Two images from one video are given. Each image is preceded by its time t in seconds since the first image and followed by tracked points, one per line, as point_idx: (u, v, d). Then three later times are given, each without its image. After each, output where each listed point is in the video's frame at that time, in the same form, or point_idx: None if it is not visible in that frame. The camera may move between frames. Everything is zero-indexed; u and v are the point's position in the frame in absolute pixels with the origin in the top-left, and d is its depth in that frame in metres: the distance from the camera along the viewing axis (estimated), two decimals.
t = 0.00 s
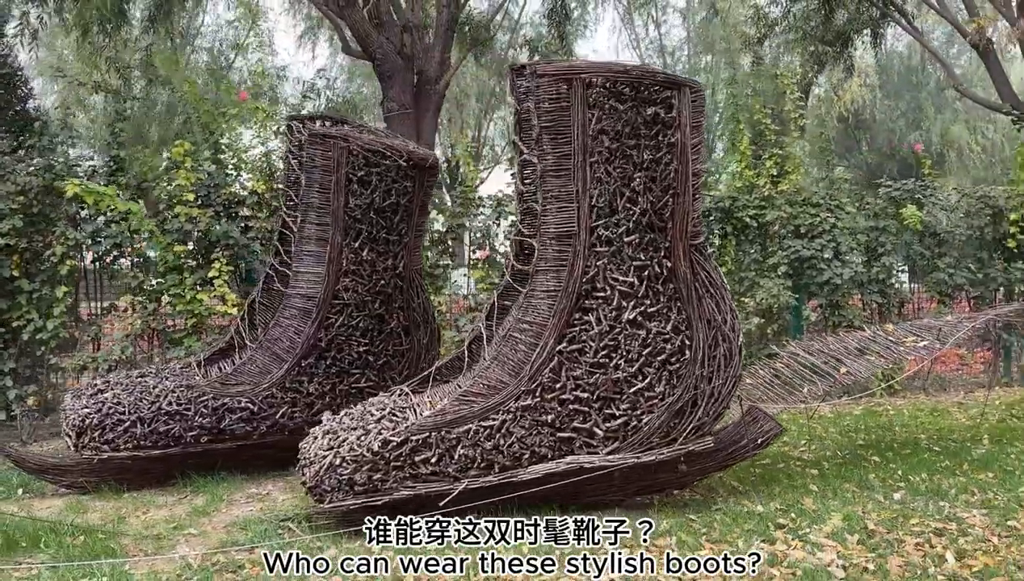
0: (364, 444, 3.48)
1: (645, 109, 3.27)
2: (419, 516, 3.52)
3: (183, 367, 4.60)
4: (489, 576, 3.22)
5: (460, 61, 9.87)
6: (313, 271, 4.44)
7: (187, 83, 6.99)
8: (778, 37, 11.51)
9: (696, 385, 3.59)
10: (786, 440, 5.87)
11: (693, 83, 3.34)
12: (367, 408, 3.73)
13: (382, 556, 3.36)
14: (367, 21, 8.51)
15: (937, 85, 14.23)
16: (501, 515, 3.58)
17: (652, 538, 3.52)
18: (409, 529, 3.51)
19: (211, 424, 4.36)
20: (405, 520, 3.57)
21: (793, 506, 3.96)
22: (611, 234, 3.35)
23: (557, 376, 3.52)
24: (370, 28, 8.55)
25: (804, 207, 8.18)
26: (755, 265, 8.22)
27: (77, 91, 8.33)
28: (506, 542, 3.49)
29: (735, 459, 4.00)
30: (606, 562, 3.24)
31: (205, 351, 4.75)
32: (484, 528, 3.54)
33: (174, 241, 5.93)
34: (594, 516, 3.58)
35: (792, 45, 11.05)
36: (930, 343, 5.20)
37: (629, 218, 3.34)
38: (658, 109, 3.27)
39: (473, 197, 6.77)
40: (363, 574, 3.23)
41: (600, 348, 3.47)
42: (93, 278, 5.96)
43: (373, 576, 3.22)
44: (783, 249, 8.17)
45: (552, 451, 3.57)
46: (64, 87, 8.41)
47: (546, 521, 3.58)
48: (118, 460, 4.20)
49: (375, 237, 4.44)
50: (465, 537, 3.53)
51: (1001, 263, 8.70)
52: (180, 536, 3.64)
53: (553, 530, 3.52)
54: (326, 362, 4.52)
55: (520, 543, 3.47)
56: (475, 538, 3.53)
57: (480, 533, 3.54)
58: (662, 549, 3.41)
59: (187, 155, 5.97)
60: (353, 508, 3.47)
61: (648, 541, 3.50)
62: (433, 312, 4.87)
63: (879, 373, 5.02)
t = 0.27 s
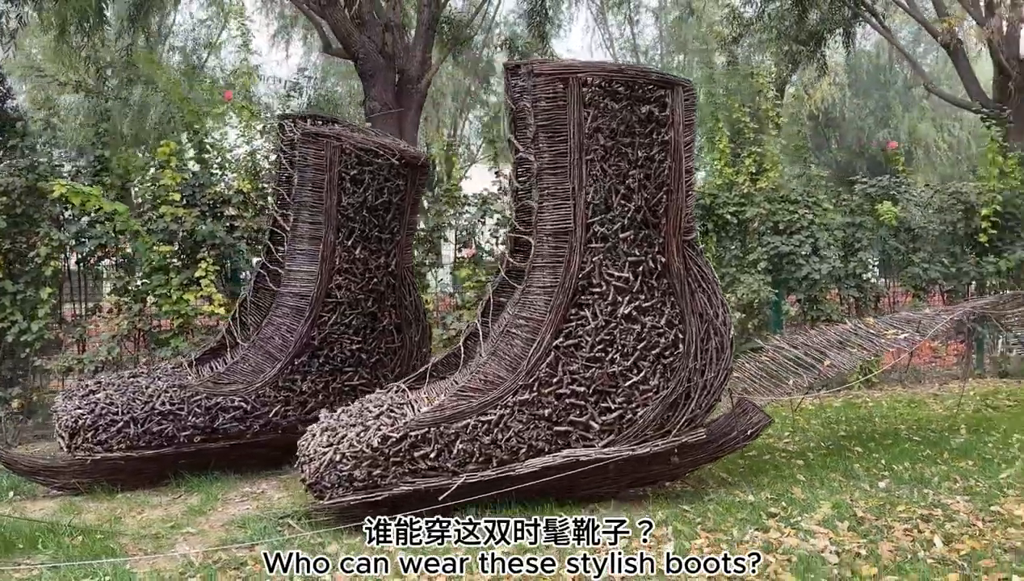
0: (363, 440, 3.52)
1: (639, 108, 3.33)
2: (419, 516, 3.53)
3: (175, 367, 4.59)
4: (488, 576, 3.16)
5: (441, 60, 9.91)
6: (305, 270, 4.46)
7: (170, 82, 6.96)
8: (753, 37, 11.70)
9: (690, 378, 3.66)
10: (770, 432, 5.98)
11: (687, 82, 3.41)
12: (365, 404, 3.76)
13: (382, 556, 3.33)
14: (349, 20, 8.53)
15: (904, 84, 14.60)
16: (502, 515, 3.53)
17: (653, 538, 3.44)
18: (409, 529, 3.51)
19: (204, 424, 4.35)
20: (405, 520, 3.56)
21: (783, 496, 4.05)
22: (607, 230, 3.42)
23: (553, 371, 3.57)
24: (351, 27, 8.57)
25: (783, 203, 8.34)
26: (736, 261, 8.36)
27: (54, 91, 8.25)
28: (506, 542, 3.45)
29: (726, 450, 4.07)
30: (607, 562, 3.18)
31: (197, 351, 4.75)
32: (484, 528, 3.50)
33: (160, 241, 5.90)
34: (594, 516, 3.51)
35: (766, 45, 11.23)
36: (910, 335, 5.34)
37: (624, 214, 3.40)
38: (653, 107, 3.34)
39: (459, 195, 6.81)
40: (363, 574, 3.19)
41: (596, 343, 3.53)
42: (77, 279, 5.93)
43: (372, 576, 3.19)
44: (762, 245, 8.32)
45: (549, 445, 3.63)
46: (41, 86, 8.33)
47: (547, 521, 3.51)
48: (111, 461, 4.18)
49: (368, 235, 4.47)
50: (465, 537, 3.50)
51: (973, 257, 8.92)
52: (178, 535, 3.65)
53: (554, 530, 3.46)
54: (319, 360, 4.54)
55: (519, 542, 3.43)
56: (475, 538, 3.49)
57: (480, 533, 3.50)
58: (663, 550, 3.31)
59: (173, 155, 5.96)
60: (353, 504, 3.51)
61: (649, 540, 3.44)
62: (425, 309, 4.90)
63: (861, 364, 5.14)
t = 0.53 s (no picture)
0: (359, 438, 3.53)
1: (632, 106, 3.38)
2: (419, 516, 3.50)
3: (162, 367, 4.56)
4: (489, 576, 3.14)
5: (419, 59, 9.90)
6: (294, 269, 4.45)
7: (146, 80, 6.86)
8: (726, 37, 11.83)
9: (681, 372, 3.71)
10: (753, 425, 6.07)
11: (678, 80, 3.46)
12: (358, 403, 3.77)
13: (381, 556, 3.30)
14: (327, 19, 8.48)
15: (871, 83, 14.77)
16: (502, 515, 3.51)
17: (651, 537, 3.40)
18: (409, 529, 3.49)
19: (193, 424, 4.32)
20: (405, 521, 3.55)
21: (772, 487, 4.12)
22: (600, 227, 3.46)
23: (547, 367, 3.61)
24: (329, 25, 8.52)
25: (760, 201, 8.46)
26: (715, 258, 8.45)
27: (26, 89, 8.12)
28: (506, 542, 3.42)
29: (714, 443, 4.13)
30: (606, 562, 3.15)
31: (184, 351, 4.71)
32: (484, 528, 3.48)
33: (142, 241, 5.85)
34: (594, 516, 3.47)
35: (740, 44, 11.35)
36: (890, 328, 5.51)
37: (617, 211, 3.45)
38: (645, 106, 3.39)
39: (441, 194, 6.83)
40: (363, 574, 3.17)
41: (589, 338, 3.57)
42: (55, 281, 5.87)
43: (372, 575, 3.16)
44: (740, 242, 8.43)
45: (543, 440, 3.66)
46: (11, 84, 8.18)
47: (547, 521, 3.48)
48: (99, 463, 4.14)
49: (357, 233, 4.47)
50: (465, 537, 3.47)
51: (944, 252, 9.11)
52: (171, 535, 3.63)
53: (554, 530, 3.43)
54: (308, 359, 4.52)
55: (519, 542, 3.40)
56: (475, 538, 3.46)
57: (480, 534, 3.47)
58: (664, 550, 3.27)
59: (154, 154, 5.89)
60: (349, 501, 3.51)
61: (649, 540, 3.38)
62: (413, 308, 4.90)
63: (842, 357, 5.31)
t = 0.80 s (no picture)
0: (360, 439, 3.54)
1: (629, 108, 3.44)
2: (419, 516, 3.51)
3: (155, 370, 4.53)
4: (489, 576, 3.15)
5: (401, 59, 9.89)
6: (288, 270, 4.44)
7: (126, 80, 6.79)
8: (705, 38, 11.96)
9: (677, 370, 3.77)
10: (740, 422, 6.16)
11: (673, 83, 3.52)
12: (358, 403, 3.79)
13: (381, 556, 3.31)
14: (310, 18, 8.39)
15: (843, 83, 14.92)
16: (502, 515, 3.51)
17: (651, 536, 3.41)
18: (409, 529, 3.51)
19: (187, 427, 4.30)
20: (405, 521, 3.56)
21: (764, 482, 4.21)
22: (598, 228, 3.51)
23: (546, 366, 3.65)
24: (312, 24, 8.42)
25: (742, 200, 8.57)
26: (698, 257, 8.55)
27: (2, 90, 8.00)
28: (506, 542, 3.42)
29: (708, 440, 4.18)
30: (606, 562, 3.15)
31: (176, 353, 4.69)
32: (484, 528, 3.48)
33: (129, 244, 5.81)
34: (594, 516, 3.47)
35: (719, 45, 11.47)
36: (874, 325, 5.67)
37: (614, 212, 3.50)
38: (642, 108, 3.45)
39: (428, 195, 6.86)
40: (364, 574, 3.19)
41: (587, 337, 3.62)
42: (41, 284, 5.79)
43: (372, 575, 3.17)
44: (723, 241, 8.53)
45: (542, 438, 3.70)
46: None
47: (547, 521, 3.48)
48: (94, 467, 4.12)
49: (351, 235, 4.49)
50: (465, 536, 3.48)
51: (921, 250, 9.29)
52: (171, 539, 3.62)
53: (554, 530, 3.43)
54: (303, 361, 4.52)
55: (519, 542, 3.40)
56: (475, 538, 3.47)
57: (480, 533, 3.48)
58: (664, 545, 3.32)
59: (141, 155, 5.86)
60: (350, 502, 3.53)
61: (649, 541, 3.37)
62: (406, 308, 4.91)
63: (828, 354, 5.46)
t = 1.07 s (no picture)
0: (363, 437, 3.57)
1: (628, 109, 3.51)
2: (419, 516, 3.50)
3: (151, 371, 4.53)
4: (490, 576, 3.13)
5: (387, 60, 9.89)
6: (286, 271, 4.46)
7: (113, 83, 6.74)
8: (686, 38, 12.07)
9: (673, 366, 3.84)
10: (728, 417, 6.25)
11: (671, 85, 3.59)
12: (360, 402, 3.82)
13: (382, 556, 3.32)
14: (296, 19, 8.28)
15: (816, 82, 15.05)
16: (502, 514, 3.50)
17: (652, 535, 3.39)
18: (409, 529, 3.50)
19: (185, 428, 4.31)
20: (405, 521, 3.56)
21: (758, 475, 4.29)
22: (597, 227, 3.58)
23: (546, 363, 3.71)
24: (297, 24, 8.33)
25: (726, 199, 8.68)
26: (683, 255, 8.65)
27: None
28: (506, 542, 3.42)
29: (702, 435, 4.25)
30: (606, 562, 3.13)
31: (172, 354, 4.69)
32: (484, 528, 3.48)
33: (120, 245, 5.79)
34: (594, 516, 3.46)
35: (699, 45, 11.58)
36: (860, 321, 5.80)
37: (613, 211, 3.57)
38: (640, 109, 3.52)
39: (417, 195, 6.87)
40: (363, 574, 3.20)
41: (587, 335, 3.68)
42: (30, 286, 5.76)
43: (372, 575, 3.18)
44: (708, 240, 8.63)
45: (542, 435, 3.76)
46: None
47: (547, 521, 3.48)
48: (92, 469, 4.12)
49: (348, 235, 4.52)
50: (465, 536, 3.47)
51: (900, 247, 9.46)
52: (174, 538, 3.64)
53: (554, 530, 3.43)
54: (300, 361, 4.54)
55: (519, 542, 3.40)
56: (475, 538, 3.46)
57: (480, 533, 3.48)
58: (666, 537, 3.35)
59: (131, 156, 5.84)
60: (354, 500, 3.56)
61: (648, 541, 3.34)
62: (401, 308, 4.94)
63: (816, 350, 5.58)
